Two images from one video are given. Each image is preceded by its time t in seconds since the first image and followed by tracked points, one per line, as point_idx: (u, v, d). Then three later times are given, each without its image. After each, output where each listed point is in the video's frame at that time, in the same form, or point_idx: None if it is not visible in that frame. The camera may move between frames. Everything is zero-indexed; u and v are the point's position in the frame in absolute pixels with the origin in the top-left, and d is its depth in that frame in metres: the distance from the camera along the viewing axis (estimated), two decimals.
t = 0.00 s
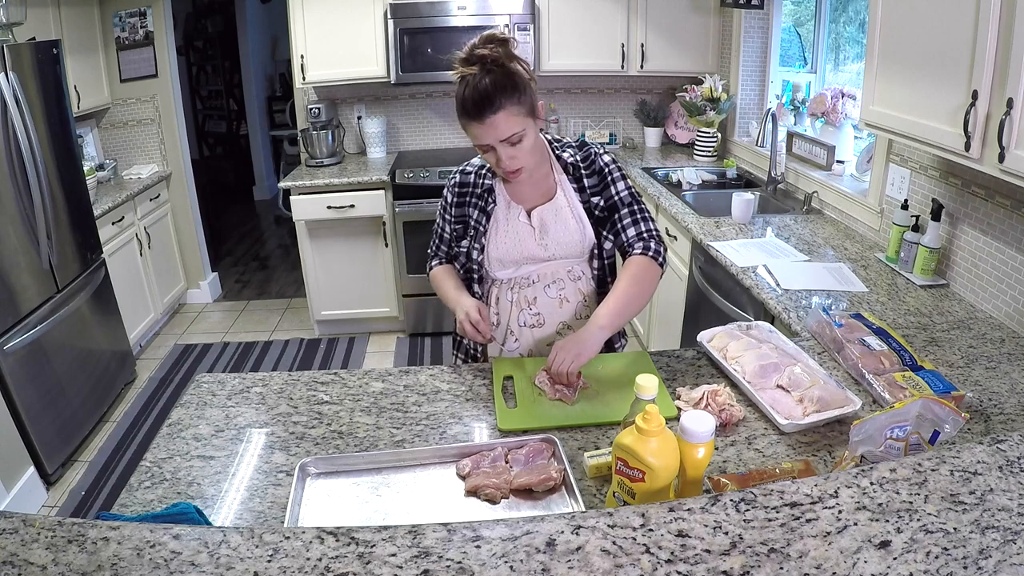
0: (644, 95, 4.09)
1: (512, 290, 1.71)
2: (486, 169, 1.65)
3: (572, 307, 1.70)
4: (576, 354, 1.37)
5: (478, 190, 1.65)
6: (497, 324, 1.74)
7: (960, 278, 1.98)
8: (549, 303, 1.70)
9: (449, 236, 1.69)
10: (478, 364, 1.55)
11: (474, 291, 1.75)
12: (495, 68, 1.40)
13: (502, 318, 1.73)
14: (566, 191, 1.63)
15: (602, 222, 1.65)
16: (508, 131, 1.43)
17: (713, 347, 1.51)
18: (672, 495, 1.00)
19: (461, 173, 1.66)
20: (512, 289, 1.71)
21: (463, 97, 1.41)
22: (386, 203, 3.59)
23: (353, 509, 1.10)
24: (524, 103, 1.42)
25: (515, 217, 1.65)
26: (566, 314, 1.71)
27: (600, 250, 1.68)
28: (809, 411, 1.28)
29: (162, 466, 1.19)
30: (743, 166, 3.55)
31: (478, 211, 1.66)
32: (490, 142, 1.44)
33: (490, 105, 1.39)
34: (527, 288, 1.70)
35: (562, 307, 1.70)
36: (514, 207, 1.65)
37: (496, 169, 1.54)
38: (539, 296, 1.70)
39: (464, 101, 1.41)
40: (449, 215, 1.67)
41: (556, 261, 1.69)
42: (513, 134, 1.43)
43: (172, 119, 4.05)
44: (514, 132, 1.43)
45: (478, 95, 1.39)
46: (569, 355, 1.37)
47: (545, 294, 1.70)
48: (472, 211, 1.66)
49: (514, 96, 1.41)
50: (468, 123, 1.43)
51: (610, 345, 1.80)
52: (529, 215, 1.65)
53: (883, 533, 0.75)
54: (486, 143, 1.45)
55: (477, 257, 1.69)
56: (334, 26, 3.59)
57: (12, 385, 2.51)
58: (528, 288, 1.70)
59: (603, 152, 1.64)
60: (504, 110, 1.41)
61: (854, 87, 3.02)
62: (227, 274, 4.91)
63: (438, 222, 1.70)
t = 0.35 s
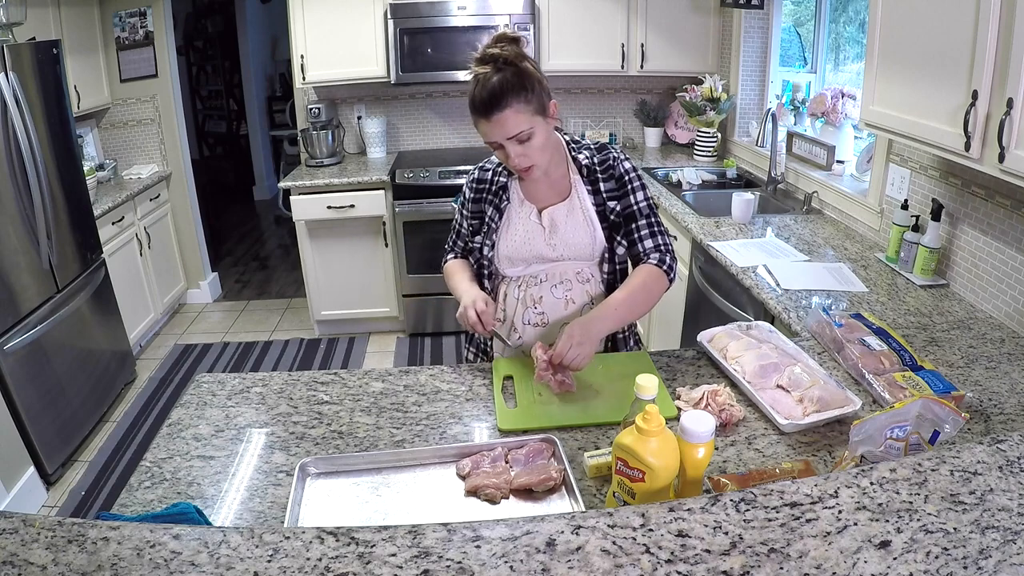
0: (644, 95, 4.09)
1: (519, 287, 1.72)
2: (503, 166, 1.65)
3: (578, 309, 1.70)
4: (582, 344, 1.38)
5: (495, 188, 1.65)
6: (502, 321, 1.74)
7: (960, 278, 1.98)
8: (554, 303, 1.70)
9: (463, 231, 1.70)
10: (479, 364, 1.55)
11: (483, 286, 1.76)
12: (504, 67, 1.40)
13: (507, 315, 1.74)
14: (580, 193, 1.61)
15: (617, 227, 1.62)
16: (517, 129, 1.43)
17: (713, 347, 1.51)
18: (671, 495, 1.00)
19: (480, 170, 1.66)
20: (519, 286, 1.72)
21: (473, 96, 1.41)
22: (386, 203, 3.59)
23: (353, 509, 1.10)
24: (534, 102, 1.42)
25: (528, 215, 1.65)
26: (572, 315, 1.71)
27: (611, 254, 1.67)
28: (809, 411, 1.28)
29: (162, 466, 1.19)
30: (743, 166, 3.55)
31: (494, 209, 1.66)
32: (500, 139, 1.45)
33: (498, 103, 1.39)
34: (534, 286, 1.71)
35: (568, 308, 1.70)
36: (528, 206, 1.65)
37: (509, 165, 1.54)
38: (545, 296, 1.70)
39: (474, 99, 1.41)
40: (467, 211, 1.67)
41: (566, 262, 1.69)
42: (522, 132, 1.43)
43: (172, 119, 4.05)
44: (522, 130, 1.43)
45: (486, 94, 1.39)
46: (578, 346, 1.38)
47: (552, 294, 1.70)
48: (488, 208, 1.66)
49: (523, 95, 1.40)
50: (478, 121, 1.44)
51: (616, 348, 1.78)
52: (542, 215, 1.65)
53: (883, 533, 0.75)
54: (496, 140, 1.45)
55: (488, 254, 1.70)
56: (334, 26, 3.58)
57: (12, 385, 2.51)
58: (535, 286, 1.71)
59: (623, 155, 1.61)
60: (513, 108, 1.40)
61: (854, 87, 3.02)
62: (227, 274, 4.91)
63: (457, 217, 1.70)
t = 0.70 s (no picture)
0: (644, 95, 4.09)
1: (521, 286, 1.71)
2: (506, 165, 1.65)
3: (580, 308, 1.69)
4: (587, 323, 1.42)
5: (497, 187, 1.65)
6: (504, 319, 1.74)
7: (960, 278, 1.97)
8: (557, 302, 1.70)
9: (465, 230, 1.69)
10: (479, 364, 1.55)
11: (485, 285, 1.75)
12: (538, 62, 1.41)
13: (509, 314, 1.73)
14: (584, 192, 1.62)
15: (620, 227, 1.64)
16: (543, 124, 1.43)
17: (713, 347, 1.51)
18: (671, 495, 1.00)
19: (482, 168, 1.66)
20: (522, 285, 1.71)
21: (503, 84, 1.39)
22: (386, 203, 3.59)
23: (353, 509, 1.10)
24: (562, 101, 1.43)
25: (531, 214, 1.65)
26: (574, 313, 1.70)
27: (613, 254, 1.66)
28: (809, 411, 1.28)
29: (162, 466, 1.19)
30: (743, 166, 3.55)
31: (496, 207, 1.65)
32: (523, 132, 1.44)
33: (528, 95, 1.39)
34: (537, 285, 1.70)
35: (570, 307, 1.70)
36: (532, 204, 1.65)
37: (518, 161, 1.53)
38: (547, 295, 1.70)
39: (504, 88, 1.40)
40: (468, 209, 1.67)
41: (568, 261, 1.69)
42: (545, 128, 1.44)
43: (172, 119, 4.05)
44: (547, 126, 1.43)
45: (517, 84, 1.38)
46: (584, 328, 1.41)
47: (554, 292, 1.70)
48: (490, 206, 1.65)
49: (552, 92, 1.41)
50: (503, 110, 1.42)
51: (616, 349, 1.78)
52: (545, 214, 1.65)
53: (882, 533, 0.75)
54: (517, 132, 1.44)
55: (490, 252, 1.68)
56: (334, 26, 3.59)
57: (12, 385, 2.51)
58: (538, 285, 1.70)
59: (626, 157, 1.63)
60: (542, 103, 1.41)
61: (854, 87, 3.02)
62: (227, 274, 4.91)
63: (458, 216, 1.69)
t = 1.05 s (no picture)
0: (644, 95, 4.09)
1: (520, 286, 1.71)
2: (503, 165, 1.64)
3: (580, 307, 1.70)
4: (593, 348, 1.39)
5: (494, 188, 1.64)
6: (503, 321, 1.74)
7: (960, 278, 1.97)
8: (556, 302, 1.70)
9: (462, 232, 1.67)
10: (479, 364, 1.55)
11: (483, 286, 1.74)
12: (528, 65, 1.40)
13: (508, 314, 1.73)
14: (580, 192, 1.62)
15: (616, 226, 1.65)
16: (535, 128, 1.43)
17: (713, 347, 1.51)
18: (671, 495, 1.00)
19: (478, 169, 1.64)
20: (520, 285, 1.71)
21: (495, 89, 1.39)
22: (386, 203, 3.59)
23: (353, 508, 1.10)
24: (553, 104, 1.43)
25: (528, 215, 1.64)
26: (573, 312, 1.71)
27: (610, 252, 1.67)
28: (809, 411, 1.28)
29: (162, 466, 1.19)
30: (743, 166, 3.55)
31: (494, 208, 1.64)
32: (515, 136, 1.44)
33: (520, 100, 1.39)
34: (535, 285, 1.70)
35: (570, 306, 1.70)
36: (529, 205, 1.64)
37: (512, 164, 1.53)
38: (546, 294, 1.70)
39: (496, 92, 1.39)
40: (465, 211, 1.65)
41: (566, 261, 1.69)
42: (538, 132, 1.44)
43: (172, 119, 4.05)
44: (539, 130, 1.44)
45: (508, 88, 1.38)
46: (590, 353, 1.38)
47: (553, 292, 1.70)
48: (488, 207, 1.64)
49: (544, 96, 1.41)
50: (495, 115, 1.42)
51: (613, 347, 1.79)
52: (543, 214, 1.65)
53: (883, 532, 0.75)
54: (510, 136, 1.44)
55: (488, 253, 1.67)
56: (334, 26, 3.58)
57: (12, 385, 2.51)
58: (536, 285, 1.70)
59: (620, 156, 1.64)
60: (533, 107, 1.41)
61: (854, 87, 3.02)
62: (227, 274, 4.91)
63: (455, 219, 1.67)
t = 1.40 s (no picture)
0: (644, 95, 4.09)
1: (522, 286, 1.71)
2: (503, 165, 1.64)
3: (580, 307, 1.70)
4: (580, 340, 1.42)
5: (495, 188, 1.64)
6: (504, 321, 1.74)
7: (960, 278, 1.97)
8: (558, 302, 1.70)
9: (465, 233, 1.67)
10: (479, 364, 1.55)
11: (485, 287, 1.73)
12: (526, 67, 1.40)
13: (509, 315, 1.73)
14: (580, 192, 1.63)
15: (614, 226, 1.66)
16: (532, 130, 1.43)
17: (714, 347, 1.51)
18: (671, 495, 1.00)
19: (479, 169, 1.64)
20: (523, 285, 1.71)
21: (493, 91, 1.39)
22: (386, 203, 3.59)
23: (353, 508, 1.10)
24: (551, 106, 1.43)
25: (529, 215, 1.64)
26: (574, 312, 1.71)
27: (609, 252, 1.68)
28: (809, 411, 1.28)
29: (162, 466, 1.19)
30: (743, 166, 3.55)
31: (495, 208, 1.64)
32: (512, 138, 1.44)
33: (517, 102, 1.39)
34: (537, 285, 1.70)
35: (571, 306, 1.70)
36: (530, 205, 1.64)
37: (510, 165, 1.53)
38: (548, 294, 1.70)
39: (493, 94, 1.39)
40: (467, 211, 1.65)
41: (567, 261, 1.69)
42: (536, 134, 1.44)
43: (172, 119, 4.05)
44: (537, 132, 1.44)
45: (506, 90, 1.38)
46: (578, 344, 1.41)
47: (555, 292, 1.70)
48: (489, 208, 1.64)
49: (542, 97, 1.41)
50: (492, 117, 1.42)
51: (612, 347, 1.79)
52: (544, 215, 1.65)
53: (883, 533, 0.75)
54: (507, 138, 1.44)
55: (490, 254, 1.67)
56: (334, 26, 3.58)
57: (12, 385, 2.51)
58: (538, 285, 1.70)
59: (619, 156, 1.65)
60: (531, 109, 1.41)
61: (854, 87, 3.02)
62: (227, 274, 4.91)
63: (456, 219, 1.66)
